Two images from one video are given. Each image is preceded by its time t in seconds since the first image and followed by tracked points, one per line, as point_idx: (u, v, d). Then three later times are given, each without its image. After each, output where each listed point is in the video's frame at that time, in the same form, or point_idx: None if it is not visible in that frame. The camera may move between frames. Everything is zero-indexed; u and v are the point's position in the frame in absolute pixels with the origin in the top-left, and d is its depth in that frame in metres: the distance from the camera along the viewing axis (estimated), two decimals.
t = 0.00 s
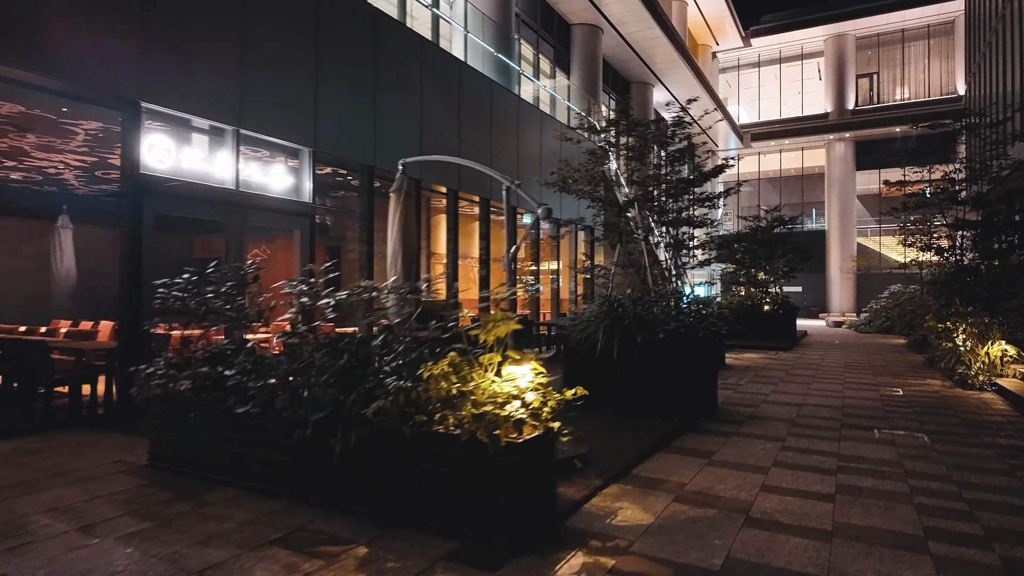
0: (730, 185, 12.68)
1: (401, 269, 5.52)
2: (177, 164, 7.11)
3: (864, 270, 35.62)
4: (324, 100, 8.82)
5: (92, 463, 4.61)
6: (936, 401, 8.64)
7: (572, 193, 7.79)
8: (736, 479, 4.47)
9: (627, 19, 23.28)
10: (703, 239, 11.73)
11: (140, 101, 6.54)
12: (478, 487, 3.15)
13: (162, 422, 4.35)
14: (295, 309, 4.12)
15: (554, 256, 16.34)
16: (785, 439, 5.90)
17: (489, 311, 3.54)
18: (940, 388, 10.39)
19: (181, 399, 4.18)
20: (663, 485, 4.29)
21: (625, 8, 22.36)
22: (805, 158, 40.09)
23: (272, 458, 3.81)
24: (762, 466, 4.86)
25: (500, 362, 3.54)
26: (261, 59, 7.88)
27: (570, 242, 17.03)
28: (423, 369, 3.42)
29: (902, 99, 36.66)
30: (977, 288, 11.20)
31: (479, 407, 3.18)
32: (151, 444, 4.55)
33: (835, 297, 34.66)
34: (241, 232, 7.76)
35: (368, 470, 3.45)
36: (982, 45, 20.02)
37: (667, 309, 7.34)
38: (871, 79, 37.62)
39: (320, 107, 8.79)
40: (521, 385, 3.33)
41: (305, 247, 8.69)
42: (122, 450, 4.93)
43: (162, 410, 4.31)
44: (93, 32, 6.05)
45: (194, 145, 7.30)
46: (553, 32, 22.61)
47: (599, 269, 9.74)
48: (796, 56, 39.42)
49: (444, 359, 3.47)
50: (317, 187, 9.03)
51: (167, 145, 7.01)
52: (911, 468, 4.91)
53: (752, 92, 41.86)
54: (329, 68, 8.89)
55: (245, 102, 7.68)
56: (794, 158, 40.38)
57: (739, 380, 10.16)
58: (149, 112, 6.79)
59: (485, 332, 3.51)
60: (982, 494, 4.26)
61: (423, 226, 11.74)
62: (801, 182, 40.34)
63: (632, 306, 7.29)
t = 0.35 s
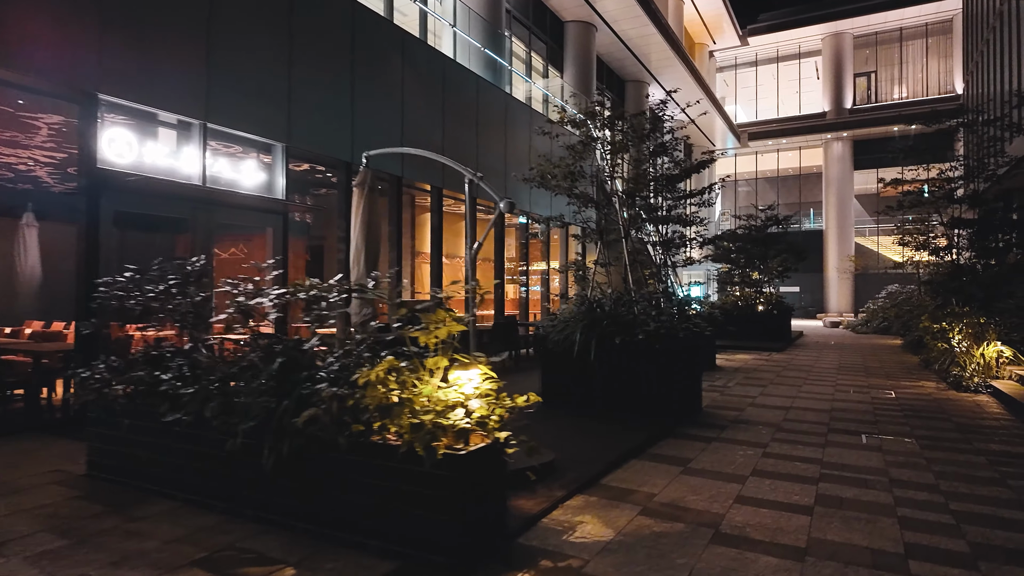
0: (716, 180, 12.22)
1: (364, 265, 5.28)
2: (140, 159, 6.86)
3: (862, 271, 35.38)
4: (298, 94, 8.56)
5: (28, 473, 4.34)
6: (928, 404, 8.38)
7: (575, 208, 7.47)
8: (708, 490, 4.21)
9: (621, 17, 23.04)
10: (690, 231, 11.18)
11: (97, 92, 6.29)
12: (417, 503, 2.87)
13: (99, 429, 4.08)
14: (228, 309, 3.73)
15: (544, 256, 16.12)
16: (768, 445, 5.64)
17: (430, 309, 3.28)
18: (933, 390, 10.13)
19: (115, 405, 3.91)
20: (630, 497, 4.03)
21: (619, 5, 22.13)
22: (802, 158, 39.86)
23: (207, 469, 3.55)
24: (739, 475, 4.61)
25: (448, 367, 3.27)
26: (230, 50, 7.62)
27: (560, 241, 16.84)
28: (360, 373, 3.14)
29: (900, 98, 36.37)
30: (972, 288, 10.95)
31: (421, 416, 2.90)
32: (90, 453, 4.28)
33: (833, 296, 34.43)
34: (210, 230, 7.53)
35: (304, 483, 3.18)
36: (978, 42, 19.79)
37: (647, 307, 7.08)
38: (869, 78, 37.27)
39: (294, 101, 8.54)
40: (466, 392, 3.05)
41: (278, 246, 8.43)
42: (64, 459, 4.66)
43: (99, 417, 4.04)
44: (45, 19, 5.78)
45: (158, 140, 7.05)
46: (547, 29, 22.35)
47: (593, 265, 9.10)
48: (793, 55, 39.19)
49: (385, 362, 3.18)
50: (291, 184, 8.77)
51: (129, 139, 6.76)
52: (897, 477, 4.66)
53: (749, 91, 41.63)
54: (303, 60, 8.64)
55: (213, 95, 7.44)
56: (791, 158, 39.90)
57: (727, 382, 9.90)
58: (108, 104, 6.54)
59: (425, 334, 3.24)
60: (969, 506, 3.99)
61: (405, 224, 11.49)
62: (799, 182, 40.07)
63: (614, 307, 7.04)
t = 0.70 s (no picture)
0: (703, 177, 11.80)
1: (322, 265, 5.00)
2: (99, 155, 6.56)
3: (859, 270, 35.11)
4: (269, 89, 8.29)
5: None
6: (921, 409, 8.09)
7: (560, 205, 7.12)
8: (679, 506, 3.94)
9: (615, 14, 22.75)
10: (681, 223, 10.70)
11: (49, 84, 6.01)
12: (340, 528, 2.59)
13: (23, 441, 3.79)
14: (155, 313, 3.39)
15: (533, 256, 15.85)
16: (748, 454, 5.37)
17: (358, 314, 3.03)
18: (928, 393, 9.85)
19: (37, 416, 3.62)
20: (592, 515, 3.75)
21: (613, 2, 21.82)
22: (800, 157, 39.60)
23: (129, 486, 3.26)
24: (713, 488, 4.34)
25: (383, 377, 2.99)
26: (194, 43, 7.35)
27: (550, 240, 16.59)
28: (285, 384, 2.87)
29: (898, 97, 36.06)
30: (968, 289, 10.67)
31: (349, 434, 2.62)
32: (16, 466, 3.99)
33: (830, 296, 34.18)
34: (174, 229, 7.26)
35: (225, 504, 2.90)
36: (975, 39, 19.53)
37: (628, 307, 6.81)
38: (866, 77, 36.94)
39: (265, 96, 8.26)
40: (400, 404, 2.77)
41: (248, 246, 8.16)
42: None
43: (22, 428, 3.75)
44: None
45: (117, 134, 6.75)
46: (539, 26, 22.05)
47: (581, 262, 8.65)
48: (790, 53, 38.91)
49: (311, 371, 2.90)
50: (264, 181, 8.50)
51: (85, 134, 6.47)
52: (881, 491, 4.39)
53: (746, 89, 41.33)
54: (275, 54, 8.37)
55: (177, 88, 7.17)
56: (789, 158, 39.51)
57: (716, 386, 9.62)
58: (61, 96, 6.24)
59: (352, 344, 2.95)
60: (955, 524, 3.72)
61: (387, 223, 11.25)
62: (796, 181, 39.79)
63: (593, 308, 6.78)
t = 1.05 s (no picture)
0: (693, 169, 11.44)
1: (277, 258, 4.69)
2: (55, 144, 6.27)
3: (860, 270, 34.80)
4: (242, 78, 7.97)
5: None
6: (918, 411, 7.76)
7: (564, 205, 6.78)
8: (649, 517, 3.64)
9: (611, 9, 22.41)
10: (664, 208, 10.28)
11: None
12: (249, 548, 2.29)
13: None
14: (72, 308, 3.04)
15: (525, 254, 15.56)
16: (732, 459, 5.07)
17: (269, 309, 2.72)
18: (925, 394, 9.53)
19: None
20: (554, 527, 3.45)
21: None
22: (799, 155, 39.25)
23: (37, 496, 2.97)
24: (691, 497, 4.04)
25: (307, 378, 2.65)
26: (160, 28, 7.03)
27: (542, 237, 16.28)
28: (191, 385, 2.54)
29: (899, 94, 35.69)
30: (969, 287, 10.33)
31: (259, 442, 2.35)
32: None
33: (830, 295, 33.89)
34: (138, 222, 6.97)
35: (133, 518, 2.61)
36: (977, 33, 19.17)
37: (610, 303, 6.50)
38: (867, 75, 36.53)
39: (237, 85, 7.94)
40: (320, 411, 2.46)
41: (219, 241, 7.86)
42: None
43: None
44: None
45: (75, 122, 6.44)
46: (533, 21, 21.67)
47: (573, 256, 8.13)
48: (790, 51, 38.54)
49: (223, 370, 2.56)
50: (237, 173, 8.21)
51: (40, 121, 6.17)
52: (872, 500, 4.08)
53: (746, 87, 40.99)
54: (248, 41, 8.05)
55: (141, 76, 6.87)
56: (789, 155, 39.30)
57: (706, 386, 9.30)
58: (14, 82, 5.95)
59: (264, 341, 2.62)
60: (948, 537, 3.41)
61: (370, 219, 10.97)
62: (796, 179, 39.46)
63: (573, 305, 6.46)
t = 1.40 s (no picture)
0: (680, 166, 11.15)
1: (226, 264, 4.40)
2: (11, 139, 6.00)
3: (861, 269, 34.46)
4: (213, 72, 7.67)
5: None
6: (914, 417, 7.45)
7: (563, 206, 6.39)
8: (614, 540, 3.36)
9: (608, 5, 22.07)
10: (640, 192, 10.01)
11: None
12: None
13: None
14: None
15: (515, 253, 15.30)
16: (713, 472, 4.78)
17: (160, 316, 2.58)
18: (922, 398, 9.22)
19: None
20: (507, 554, 3.17)
21: None
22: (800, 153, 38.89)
23: None
24: (663, 516, 3.76)
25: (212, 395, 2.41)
26: (123, 20, 6.74)
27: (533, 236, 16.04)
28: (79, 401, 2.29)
29: (901, 92, 35.32)
30: (969, 288, 10.02)
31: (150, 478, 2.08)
32: None
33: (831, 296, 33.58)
34: (102, 221, 6.72)
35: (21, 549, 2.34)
36: (980, 29, 18.82)
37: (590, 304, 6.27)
38: (869, 73, 36.18)
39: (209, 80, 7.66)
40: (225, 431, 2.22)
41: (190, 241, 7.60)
42: None
43: None
44: None
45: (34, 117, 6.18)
46: (529, 17, 21.30)
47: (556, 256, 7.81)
48: (792, 48, 38.15)
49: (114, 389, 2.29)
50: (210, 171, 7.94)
51: None
52: (859, 519, 3.79)
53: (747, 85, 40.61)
54: (220, 34, 7.74)
55: (105, 70, 6.60)
56: (790, 154, 38.97)
57: (696, 390, 9.00)
58: None
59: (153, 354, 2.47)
60: (938, 565, 3.13)
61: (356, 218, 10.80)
62: (797, 178, 39.10)
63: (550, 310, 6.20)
